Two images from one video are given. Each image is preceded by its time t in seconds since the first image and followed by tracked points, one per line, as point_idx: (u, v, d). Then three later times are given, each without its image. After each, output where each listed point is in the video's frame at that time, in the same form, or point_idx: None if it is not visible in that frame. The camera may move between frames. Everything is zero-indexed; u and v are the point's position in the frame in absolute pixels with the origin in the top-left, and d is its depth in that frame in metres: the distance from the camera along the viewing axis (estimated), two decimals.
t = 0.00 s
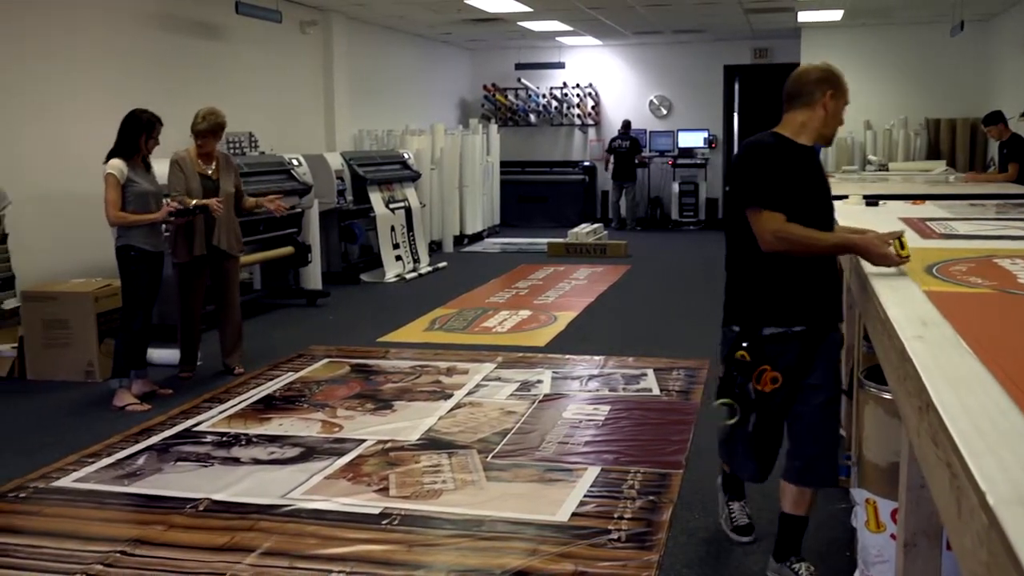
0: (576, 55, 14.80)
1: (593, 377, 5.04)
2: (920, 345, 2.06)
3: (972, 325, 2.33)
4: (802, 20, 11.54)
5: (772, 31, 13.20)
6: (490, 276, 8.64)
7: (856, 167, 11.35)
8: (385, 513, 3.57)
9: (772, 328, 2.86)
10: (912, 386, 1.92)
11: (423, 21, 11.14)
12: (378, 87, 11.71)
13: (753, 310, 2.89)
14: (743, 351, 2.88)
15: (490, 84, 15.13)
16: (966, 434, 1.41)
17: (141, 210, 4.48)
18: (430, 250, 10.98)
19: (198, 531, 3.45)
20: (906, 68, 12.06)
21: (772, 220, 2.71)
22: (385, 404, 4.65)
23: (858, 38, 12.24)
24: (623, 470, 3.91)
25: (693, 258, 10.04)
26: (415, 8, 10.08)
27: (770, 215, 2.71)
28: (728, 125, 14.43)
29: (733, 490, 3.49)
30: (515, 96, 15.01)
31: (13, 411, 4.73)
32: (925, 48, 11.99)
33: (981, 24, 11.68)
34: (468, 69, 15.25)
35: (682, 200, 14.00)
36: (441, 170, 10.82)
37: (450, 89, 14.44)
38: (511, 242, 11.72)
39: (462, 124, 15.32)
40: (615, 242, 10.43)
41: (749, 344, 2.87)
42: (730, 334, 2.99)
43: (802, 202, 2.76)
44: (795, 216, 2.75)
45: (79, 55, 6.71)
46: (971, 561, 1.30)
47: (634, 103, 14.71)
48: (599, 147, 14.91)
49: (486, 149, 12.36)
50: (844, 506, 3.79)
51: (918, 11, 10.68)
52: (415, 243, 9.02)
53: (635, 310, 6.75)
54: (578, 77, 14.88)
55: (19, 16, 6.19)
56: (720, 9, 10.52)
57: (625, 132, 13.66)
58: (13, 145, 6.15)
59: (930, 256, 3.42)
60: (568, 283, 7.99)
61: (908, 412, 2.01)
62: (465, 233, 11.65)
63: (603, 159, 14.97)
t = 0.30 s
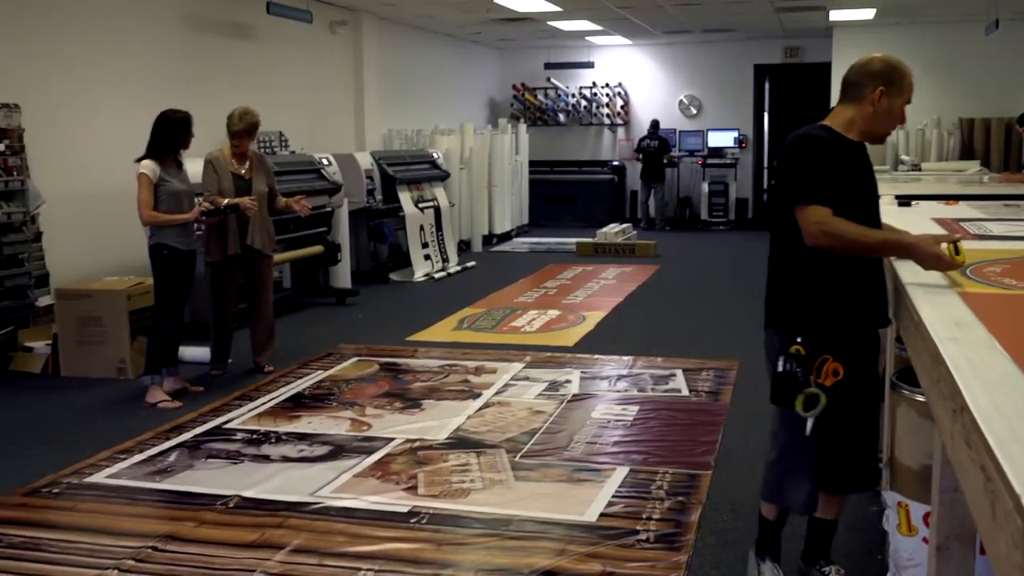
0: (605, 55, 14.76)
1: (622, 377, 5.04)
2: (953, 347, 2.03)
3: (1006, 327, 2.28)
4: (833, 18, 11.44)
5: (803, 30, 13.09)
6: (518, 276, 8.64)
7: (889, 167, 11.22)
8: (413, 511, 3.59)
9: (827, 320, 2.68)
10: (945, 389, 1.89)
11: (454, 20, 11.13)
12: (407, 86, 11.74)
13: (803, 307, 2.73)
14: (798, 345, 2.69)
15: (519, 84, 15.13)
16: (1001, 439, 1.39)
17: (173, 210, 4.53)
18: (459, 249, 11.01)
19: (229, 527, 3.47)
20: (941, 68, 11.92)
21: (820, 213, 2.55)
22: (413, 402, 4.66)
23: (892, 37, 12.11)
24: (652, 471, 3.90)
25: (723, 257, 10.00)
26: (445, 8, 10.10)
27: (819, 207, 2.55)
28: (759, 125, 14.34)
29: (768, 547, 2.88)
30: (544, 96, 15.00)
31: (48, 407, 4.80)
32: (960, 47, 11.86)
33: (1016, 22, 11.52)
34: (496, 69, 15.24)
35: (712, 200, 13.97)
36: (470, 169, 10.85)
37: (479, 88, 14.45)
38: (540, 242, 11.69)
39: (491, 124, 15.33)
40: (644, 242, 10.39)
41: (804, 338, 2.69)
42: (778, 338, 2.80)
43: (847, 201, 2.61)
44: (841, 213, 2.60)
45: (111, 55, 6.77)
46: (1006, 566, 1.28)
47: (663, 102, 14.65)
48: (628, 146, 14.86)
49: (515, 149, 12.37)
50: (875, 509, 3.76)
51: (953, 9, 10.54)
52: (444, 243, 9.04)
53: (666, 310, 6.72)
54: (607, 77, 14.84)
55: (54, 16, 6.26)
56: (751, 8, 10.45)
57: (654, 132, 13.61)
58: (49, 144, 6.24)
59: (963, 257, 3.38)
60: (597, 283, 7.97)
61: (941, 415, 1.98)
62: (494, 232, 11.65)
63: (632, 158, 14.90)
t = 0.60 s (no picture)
0: (634, 54, 14.73)
1: (651, 377, 5.03)
2: (987, 348, 1.99)
3: None
4: (865, 17, 11.34)
5: (836, 28, 13.00)
6: (547, 275, 8.63)
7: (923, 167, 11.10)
8: (441, 510, 3.59)
9: (879, 334, 2.57)
10: (981, 392, 1.85)
11: (484, 19, 11.14)
12: (437, 86, 11.76)
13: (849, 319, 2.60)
14: (849, 361, 2.56)
15: (548, 84, 15.12)
16: None
17: (205, 208, 4.56)
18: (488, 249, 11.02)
19: (258, 524, 3.50)
20: (976, 68, 11.81)
21: (848, 204, 2.44)
22: (442, 402, 4.68)
23: (926, 35, 12.00)
24: (681, 472, 3.89)
25: (753, 258, 9.94)
26: (475, 8, 10.11)
27: (851, 197, 2.45)
28: (790, 125, 14.25)
29: None
30: (574, 96, 14.98)
31: (82, 403, 4.86)
32: (996, 45, 11.74)
33: None
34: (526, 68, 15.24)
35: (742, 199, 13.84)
36: (499, 169, 10.86)
37: (508, 88, 14.46)
38: (569, 242, 11.66)
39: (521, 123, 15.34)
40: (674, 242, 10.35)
41: (854, 353, 2.56)
42: (820, 354, 2.67)
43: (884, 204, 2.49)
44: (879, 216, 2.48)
45: (143, 54, 6.83)
46: None
47: (693, 102, 14.60)
48: (657, 146, 14.81)
49: (544, 149, 12.36)
50: (907, 513, 3.72)
51: (989, 6, 10.41)
52: (473, 242, 9.06)
53: (698, 311, 6.69)
54: (637, 76, 14.81)
55: (88, 17, 6.34)
56: (784, 6, 10.38)
57: (683, 132, 13.54)
58: (84, 143, 6.31)
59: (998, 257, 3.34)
60: (626, 283, 7.95)
61: (976, 418, 1.94)
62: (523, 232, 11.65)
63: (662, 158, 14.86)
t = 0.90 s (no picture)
0: (663, 54, 14.69)
1: (678, 378, 5.01)
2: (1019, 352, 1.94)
3: None
4: (895, 15, 11.24)
5: (866, 27, 12.88)
6: (574, 275, 8.63)
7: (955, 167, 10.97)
8: (468, 509, 3.60)
9: (915, 345, 2.40)
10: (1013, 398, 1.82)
11: (511, 19, 11.15)
12: (465, 85, 11.78)
13: (882, 330, 2.42)
14: (882, 375, 2.41)
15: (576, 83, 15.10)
16: None
17: (234, 208, 4.60)
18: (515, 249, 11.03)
19: (286, 522, 3.52)
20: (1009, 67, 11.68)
21: (887, 197, 2.24)
22: (469, 401, 4.69)
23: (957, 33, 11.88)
24: (708, 473, 3.87)
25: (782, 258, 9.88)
26: (503, 7, 10.11)
27: (889, 189, 2.25)
28: (819, 124, 14.15)
29: None
30: (601, 95, 14.95)
31: (113, 400, 4.92)
32: None
33: None
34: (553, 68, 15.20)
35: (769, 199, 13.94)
36: (526, 168, 10.87)
37: (536, 88, 14.46)
38: (597, 242, 11.62)
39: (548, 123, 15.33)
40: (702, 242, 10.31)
41: (888, 366, 2.41)
42: (848, 365, 2.50)
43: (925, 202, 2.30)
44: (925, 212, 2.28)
45: (173, 54, 6.88)
46: None
47: (721, 101, 14.53)
48: (685, 146, 14.75)
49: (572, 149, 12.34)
50: (937, 516, 3.70)
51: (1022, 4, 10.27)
52: (500, 241, 9.07)
53: (728, 311, 6.67)
54: (665, 76, 14.76)
55: (118, 17, 6.40)
56: (814, 5, 10.30)
57: (711, 132, 13.50)
58: (114, 143, 6.37)
59: None
60: (653, 283, 7.94)
61: (1008, 424, 1.91)
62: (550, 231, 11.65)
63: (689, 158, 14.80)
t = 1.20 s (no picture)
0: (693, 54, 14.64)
1: (707, 378, 5.00)
2: None
3: None
4: (928, 14, 11.13)
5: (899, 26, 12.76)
6: (603, 275, 8.61)
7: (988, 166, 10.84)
8: (496, 508, 3.60)
9: (948, 358, 2.30)
10: None
11: (540, 19, 11.15)
12: (494, 85, 11.78)
13: (914, 340, 2.32)
14: (911, 387, 2.31)
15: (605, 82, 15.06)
16: None
17: (263, 207, 4.62)
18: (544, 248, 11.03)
19: (315, 519, 3.54)
20: None
21: (944, 198, 2.17)
22: (497, 400, 4.69)
23: (990, 31, 11.76)
24: (737, 474, 3.86)
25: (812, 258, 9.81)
26: (532, 7, 10.11)
27: (945, 191, 2.18)
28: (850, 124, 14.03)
29: None
30: (630, 95, 14.90)
31: (144, 396, 4.97)
32: None
33: None
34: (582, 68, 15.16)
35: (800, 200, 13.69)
36: (555, 168, 10.86)
37: (565, 87, 14.44)
38: (625, 242, 11.59)
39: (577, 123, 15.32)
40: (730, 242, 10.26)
41: (918, 377, 2.31)
42: (876, 375, 2.40)
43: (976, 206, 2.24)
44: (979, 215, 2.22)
45: (204, 54, 6.93)
46: None
47: (751, 101, 14.45)
48: (715, 146, 14.69)
49: (600, 148, 12.30)
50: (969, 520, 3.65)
51: None
52: (529, 241, 9.07)
53: (759, 312, 6.63)
54: (695, 75, 14.70)
55: (150, 18, 6.45)
56: (846, 3, 10.21)
57: (740, 132, 13.46)
58: (145, 142, 6.42)
59: None
60: (682, 283, 7.91)
61: None
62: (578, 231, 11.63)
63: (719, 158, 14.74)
